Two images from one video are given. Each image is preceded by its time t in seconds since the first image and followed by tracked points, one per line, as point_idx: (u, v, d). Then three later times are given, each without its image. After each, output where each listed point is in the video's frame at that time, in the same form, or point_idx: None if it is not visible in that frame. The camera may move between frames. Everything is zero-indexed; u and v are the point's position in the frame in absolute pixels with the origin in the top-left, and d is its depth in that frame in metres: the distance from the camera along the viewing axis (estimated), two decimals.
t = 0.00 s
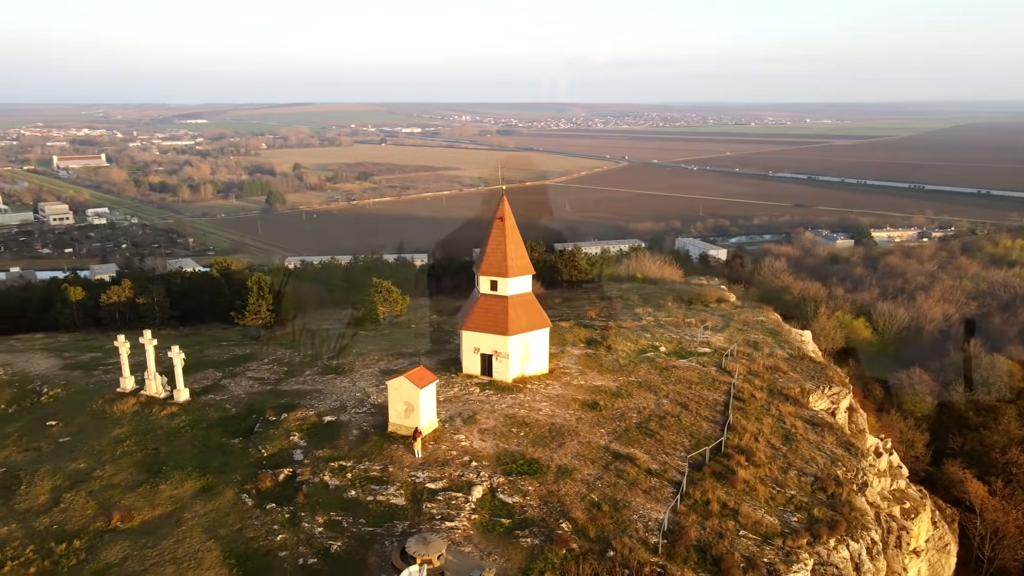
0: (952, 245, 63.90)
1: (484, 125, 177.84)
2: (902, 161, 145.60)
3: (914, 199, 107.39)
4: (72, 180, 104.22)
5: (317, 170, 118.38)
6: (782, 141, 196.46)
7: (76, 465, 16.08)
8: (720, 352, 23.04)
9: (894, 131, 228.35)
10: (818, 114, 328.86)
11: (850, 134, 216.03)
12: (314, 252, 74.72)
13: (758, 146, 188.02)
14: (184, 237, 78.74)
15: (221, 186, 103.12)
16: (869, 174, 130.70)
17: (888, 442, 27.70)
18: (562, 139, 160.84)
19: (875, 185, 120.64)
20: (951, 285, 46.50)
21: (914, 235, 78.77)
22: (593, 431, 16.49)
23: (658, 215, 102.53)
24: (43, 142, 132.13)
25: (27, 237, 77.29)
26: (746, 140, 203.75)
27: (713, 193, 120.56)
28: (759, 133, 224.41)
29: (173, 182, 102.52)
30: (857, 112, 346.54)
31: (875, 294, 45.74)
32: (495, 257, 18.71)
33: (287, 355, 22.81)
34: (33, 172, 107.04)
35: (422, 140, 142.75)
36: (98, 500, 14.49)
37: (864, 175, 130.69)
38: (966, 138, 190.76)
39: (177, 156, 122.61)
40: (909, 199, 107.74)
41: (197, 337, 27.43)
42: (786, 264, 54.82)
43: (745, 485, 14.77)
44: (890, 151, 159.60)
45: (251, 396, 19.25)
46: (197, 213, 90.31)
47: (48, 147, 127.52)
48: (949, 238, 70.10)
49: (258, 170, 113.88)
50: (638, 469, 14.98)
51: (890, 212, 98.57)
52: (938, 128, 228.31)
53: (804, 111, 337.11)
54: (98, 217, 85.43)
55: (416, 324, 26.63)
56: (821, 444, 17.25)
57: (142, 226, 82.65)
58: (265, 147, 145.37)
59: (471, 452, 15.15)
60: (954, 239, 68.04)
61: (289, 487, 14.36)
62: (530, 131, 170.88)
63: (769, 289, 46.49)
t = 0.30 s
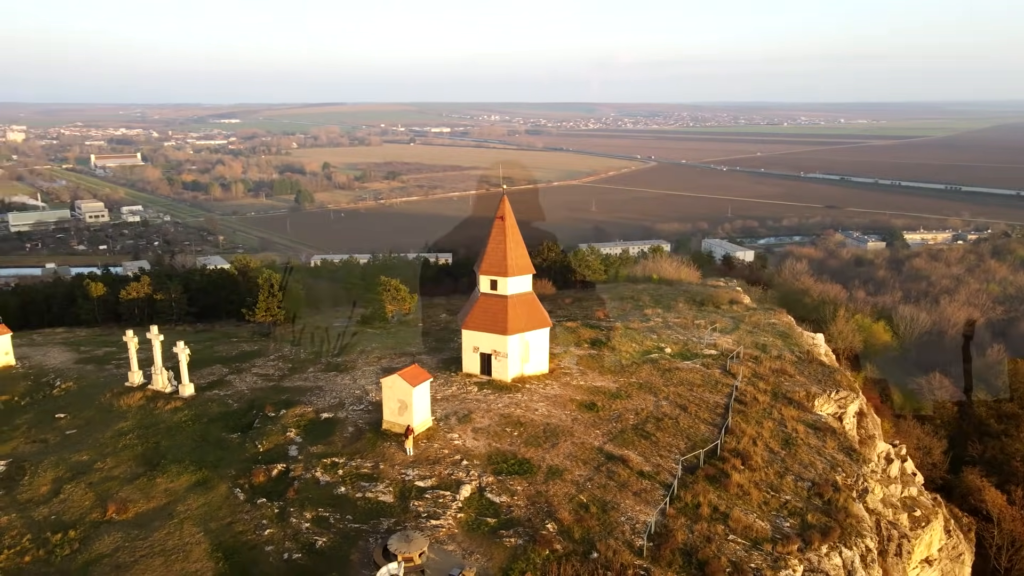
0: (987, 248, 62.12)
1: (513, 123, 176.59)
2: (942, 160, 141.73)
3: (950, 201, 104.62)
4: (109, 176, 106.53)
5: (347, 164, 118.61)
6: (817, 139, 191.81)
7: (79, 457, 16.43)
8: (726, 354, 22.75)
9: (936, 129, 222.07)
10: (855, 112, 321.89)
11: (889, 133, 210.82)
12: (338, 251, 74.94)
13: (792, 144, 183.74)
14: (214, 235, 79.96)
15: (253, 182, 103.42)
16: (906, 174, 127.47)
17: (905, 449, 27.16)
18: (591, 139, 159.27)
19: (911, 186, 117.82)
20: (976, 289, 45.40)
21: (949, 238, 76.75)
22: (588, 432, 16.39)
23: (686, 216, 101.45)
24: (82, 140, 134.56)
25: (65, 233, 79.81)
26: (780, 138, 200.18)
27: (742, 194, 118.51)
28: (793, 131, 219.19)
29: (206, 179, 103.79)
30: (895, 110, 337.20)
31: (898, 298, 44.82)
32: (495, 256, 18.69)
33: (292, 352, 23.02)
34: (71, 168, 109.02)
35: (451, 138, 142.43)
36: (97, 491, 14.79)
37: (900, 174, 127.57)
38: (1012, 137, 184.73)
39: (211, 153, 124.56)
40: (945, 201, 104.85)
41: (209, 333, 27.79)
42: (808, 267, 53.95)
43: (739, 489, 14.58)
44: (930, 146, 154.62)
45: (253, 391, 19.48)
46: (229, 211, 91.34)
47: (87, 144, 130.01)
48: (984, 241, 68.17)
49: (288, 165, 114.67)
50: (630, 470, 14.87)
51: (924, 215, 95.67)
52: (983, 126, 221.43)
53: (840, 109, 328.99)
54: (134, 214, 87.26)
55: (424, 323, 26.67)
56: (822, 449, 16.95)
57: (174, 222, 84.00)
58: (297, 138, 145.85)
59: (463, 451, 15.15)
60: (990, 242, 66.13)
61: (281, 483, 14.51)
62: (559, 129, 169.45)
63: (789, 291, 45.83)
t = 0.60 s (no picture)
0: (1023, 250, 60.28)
1: (542, 121, 175.01)
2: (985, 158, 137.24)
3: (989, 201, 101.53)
4: (143, 175, 105.93)
5: (376, 159, 117.46)
6: (853, 134, 186.42)
7: (83, 449, 16.80)
8: (732, 356, 22.49)
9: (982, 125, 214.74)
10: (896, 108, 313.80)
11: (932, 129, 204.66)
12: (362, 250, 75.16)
13: (828, 139, 179.04)
14: (244, 232, 80.51)
15: (283, 181, 102.46)
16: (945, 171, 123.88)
17: (920, 457, 26.64)
18: (621, 138, 157.44)
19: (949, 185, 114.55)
20: (1004, 293, 44.26)
21: (985, 240, 74.55)
22: (582, 433, 16.30)
23: (713, 216, 100.11)
24: (118, 137, 135.88)
25: (100, 231, 81.35)
26: (818, 132, 195.80)
27: (771, 193, 116.14)
28: (829, 127, 213.18)
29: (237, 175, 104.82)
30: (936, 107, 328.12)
31: (921, 302, 43.93)
32: (495, 257, 18.69)
33: (299, 349, 23.27)
34: (108, 165, 110.17)
35: (481, 133, 140.10)
36: (96, 482, 15.11)
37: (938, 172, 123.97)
38: None
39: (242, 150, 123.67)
40: (984, 200, 101.74)
41: (221, 329, 28.20)
42: (829, 269, 53.13)
43: (732, 492, 14.41)
44: (971, 141, 149.25)
45: (257, 387, 19.70)
46: (258, 210, 91.07)
47: (123, 141, 130.11)
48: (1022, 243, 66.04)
49: (319, 163, 112.56)
50: (621, 472, 14.77)
51: (961, 215, 92.68)
52: None
53: (878, 105, 320.56)
54: (166, 211, 87.79)
55: (432, 322, 26.80)
56: (822, 454, 16.68)
57: (206, 220, 84.97)
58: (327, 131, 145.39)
59: (454, 449, 15.17)
60: None
61: (273, 478, 14.66)
62: (587, 128, 167.46)
63: (809, 294, 45.17)
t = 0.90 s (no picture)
0: None
1: (571, 121, 173.91)
2: None
3: None
4: (177, 174, 106.53)
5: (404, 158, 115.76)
6: (891, 134, 181.81)
7: (86, 442, 17.15)
8: (738, 358, 22.19)
9: None
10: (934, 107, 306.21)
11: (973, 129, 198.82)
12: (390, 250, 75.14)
13: (864, 138, 174.98)
14: (272, 231, 81.16)
15: (312, 181, 101.86)
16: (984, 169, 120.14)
17: (935, 464, 26.03)
18: (651, 139, 155.91)
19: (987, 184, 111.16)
20: None
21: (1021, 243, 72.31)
22: (576, 434, 16.23)
23: (740, 216, 98.75)
24: (154, 136, 137.91)
25: (133, 228, 83.03)
26: (854, 130, 191.18)
27: (802, 193, 113.96)
28: (866, 127, 208.09)
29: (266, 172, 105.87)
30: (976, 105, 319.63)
31: (944, 305, 43.03)
32: (495, 256, 18.66)
33: (305, 346, 23.55)
34: (144, 164, 111.69)
35: (509, 133, 139.29)
36: (96, 474, 15.42)
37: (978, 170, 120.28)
38: None
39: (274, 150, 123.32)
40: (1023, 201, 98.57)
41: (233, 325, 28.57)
42: (851, 271, 52.31)
43: (724, 497, 14.23)
44: (1013, 141, 144.70)
45: (259, 383, 19.94)
46: (286, 209, 91.26)
47: (159, 141, 131.88)
48: None
49: (348, 163, 111.99)
50: (612, 474, 14.67)
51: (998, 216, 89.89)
52: None
53: (917, 105, 312.48)
54: (198, 210, 88.65)
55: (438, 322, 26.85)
56: (822, 459, 16.39)
57: (235, 219, 85.64)
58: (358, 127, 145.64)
59: (446, 448, 15.19)
60: None
61: (266, 473, 14.84)
62: (616, 128, 165.76)
63: (828, 297, 44.52)
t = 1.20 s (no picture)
0: None
1: (600, 120, 172.46)
2: None
3: None
4: (209, 173, 105.61)
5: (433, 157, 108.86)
6: (933, 133, 176.32)
7: (91, 435, 17.50)
8: (743, 361, 21.89)
9: None
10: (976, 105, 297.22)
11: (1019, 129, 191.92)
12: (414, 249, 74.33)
13: (904, 136, 170.01)
14: (300, 229, 81.43)
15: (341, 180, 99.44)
16: None
17: (950, 472, 25.42)
18: (682, 139, 153.53)
19: None
20: None
21: None
22: (570, 435, 16.14)
23: (769, 216, 96.95)
24: (189, 135, 137.67)
25: (165, 226, 84.80)
26: (893, 129, 185.75)
27: (834, 191, 111.49)
28: (906, 125, 201.69)
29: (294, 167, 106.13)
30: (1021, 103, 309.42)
31: (968, 310, 42.08)
32: (494, 255, 18.66)
33: (310, 344, 23.74)
34: (178, 163, 112.00)
35: (540, 129, 135.61)
36: (96, 467, 15.72)
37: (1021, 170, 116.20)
38: None
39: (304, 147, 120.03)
40: None
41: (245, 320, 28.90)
42: (873, 274, 51.30)
43: (716, 501, 14.06)
44: None
45: (263, 380, 20.17)
46: (315, 207, 90.86)
47: (191, 138, 132.99)
48: None
49: (376, 162, 107.06)
50: (603, 475, 14.57)
51: None
52: None
53: (959, 104, 302.33)
54: (229, 208, 88.70)
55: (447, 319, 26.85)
56: (821, 465, 16.13)
57: (264, 217, 85.69)
58: (388, 124, 144.47)
59: (438, 447, 15.22)
60: None
61: (259, 468, 14.99)
62: (645, 127, 163.74)
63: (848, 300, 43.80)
